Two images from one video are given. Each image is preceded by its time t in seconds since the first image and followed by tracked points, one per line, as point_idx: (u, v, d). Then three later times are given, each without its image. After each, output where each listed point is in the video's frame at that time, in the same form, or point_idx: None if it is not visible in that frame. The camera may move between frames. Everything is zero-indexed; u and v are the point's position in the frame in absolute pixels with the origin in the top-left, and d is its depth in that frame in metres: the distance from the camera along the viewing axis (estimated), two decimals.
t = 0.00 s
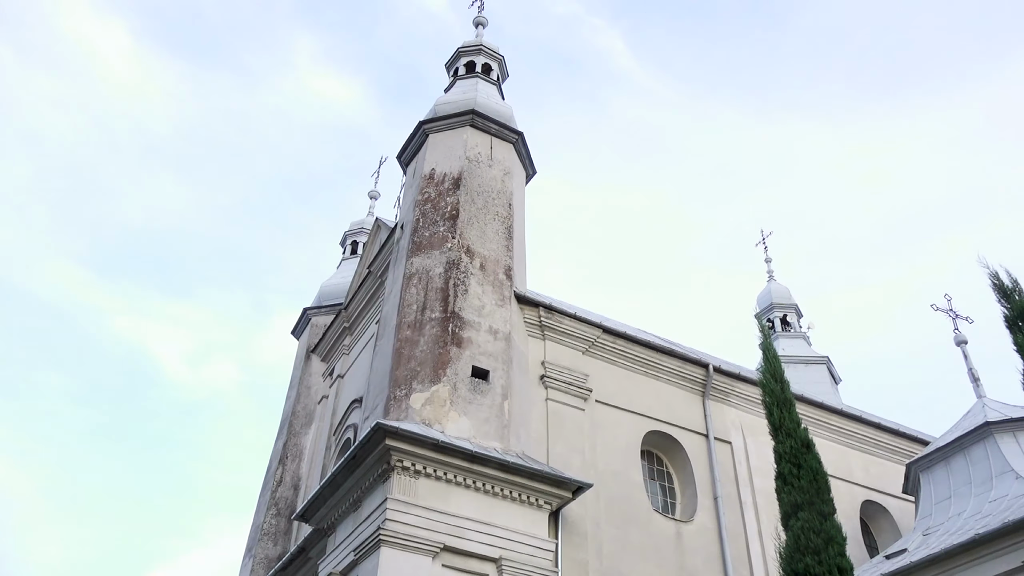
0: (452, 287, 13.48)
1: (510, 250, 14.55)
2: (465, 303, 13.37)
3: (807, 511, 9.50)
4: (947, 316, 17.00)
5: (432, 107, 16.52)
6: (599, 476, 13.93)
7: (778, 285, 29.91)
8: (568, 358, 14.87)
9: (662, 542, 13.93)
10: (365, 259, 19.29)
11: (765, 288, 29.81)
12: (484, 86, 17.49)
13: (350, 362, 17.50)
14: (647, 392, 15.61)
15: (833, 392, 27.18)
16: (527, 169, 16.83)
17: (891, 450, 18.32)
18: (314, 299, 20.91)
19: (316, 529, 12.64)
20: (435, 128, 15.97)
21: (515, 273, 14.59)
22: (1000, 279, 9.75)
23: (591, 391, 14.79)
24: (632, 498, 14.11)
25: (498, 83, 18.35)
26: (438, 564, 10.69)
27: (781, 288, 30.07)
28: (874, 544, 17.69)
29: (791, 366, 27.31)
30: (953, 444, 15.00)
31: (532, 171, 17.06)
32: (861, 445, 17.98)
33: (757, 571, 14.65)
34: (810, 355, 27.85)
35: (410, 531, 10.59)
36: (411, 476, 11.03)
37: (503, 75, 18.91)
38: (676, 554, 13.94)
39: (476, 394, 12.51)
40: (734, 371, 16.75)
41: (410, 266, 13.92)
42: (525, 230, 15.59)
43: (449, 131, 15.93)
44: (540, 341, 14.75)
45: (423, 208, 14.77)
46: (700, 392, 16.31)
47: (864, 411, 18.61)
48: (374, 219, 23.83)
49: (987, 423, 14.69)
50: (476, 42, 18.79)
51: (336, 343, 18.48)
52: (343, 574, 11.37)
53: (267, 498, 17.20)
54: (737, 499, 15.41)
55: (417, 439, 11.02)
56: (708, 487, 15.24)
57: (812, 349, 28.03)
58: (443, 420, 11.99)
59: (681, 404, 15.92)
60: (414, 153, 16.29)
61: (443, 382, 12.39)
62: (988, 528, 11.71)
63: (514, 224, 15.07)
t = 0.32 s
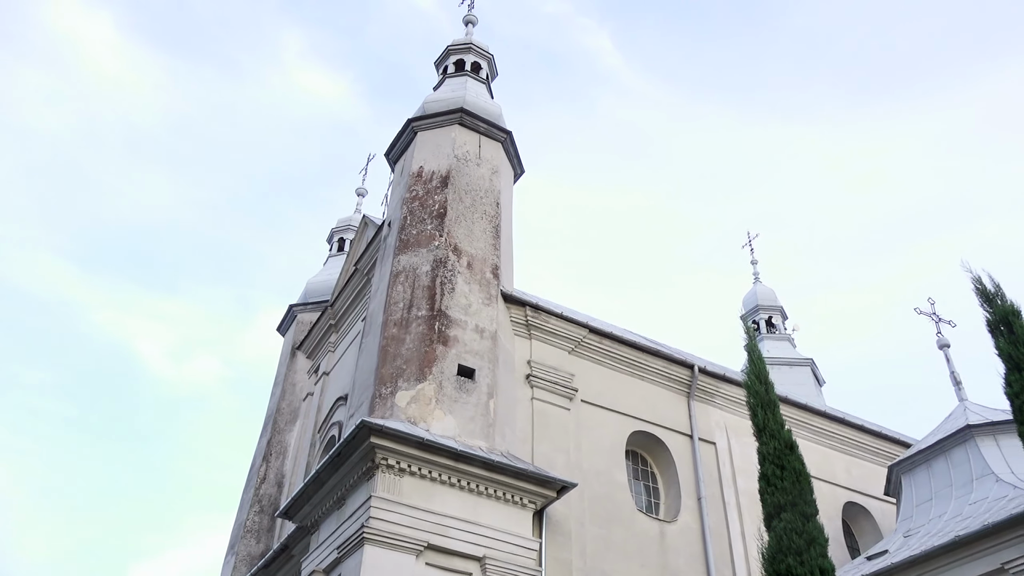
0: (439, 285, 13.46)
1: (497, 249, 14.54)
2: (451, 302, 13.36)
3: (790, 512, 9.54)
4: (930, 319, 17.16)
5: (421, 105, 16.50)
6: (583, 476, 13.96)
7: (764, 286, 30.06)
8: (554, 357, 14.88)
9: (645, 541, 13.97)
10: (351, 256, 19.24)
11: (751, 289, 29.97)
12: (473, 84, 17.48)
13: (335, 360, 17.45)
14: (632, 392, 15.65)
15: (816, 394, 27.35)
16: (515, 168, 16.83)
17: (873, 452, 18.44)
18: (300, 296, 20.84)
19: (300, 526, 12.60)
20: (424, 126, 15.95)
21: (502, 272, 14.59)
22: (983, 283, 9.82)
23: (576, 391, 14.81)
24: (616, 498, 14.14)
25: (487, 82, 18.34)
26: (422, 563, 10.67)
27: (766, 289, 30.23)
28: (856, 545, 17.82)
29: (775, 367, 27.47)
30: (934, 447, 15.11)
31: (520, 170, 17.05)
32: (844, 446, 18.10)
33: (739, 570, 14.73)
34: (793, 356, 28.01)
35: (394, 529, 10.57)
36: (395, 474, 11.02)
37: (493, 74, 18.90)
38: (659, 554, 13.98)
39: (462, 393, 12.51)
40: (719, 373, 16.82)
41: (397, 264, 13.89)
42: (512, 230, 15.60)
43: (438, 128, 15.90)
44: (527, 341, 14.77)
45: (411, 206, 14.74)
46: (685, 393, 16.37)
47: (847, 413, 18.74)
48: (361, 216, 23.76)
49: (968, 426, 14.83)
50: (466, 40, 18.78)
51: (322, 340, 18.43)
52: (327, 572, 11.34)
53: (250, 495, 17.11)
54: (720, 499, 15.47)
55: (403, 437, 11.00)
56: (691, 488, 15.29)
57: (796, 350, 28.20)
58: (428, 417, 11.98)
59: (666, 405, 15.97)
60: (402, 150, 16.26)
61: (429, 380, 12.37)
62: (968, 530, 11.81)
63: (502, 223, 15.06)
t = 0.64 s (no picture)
0: (425, 283, 13.44)
1: (483, 247, 14.54)
2: (437, 300, 13.35)
3: (771, 512, 9.60)
4: (912, 323, 17.27)
5: (409, 102, 16.46)
6: (567, 475, 13.98)
7: (749, 288, 30.22)
8: (539, 357, 14.90)
9: (628, 541, 14.01)
10: (337, 253, 19.18)
11: (736, 291, 30.13)
12: (462, 82, 17.46)
13: (320, 356, 17.39)
14: (617, 392, 15.69)
15: (799, 397, 27.52)
16: (503, 167, 16.83)
17: (855, 453, 18.57)
18: (285, 292, 20.75)
19: (282, 523, 12.56)
20: (412, 123, 15.92)
21: (488, 270, 14.59)
22: (965, 288, 9.91)
23: (561, 391, 14.83)
24: (599, 498, 14.16)
25: (476, 80, 18.33)
26: (405, 561, 10.66)
27: (751, 291, 30.39)
28: (837, 546, 17.92)
29: (759, 369, 27.60)
30: (915, 449, 15.24)
31: (508, 169, 17.05)
32: (825, 448, 18.21)
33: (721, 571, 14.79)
34: (776, 358, 28.17)
35: (377, 527, 10.55)
36: (379, 472, 11.00)
37: (481, 72, 18.89)
38: (642, 553, 14.02)
39: (447, 391, 12.50)
40: (703, 374, 16.89)
41: (383, 261, 13.86)
42: (499, 228, 15.60)
43: (426, 126, 15.88)
44: (512, 339, 14.78)
45: (398, 203, 14.71)
46: (669, 393, 16.42)
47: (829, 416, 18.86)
48: (348, 213, 23.69)
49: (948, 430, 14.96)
50: (455, 38, 18.75)
51: (307, 337, 18.36)
52: (309, 569, 11.30)
53: (233, 491, 17.02)
54: (703, 499, 15.53)
55: (387, 435, 10.99)
56: (674, 488, 15.34)
57: (780, 353, 28.35)
58: (413, 415, 11.96)
59: (650, 405, 16.03)
60: (390, 147, 16.23)
61: (413, 378, 12.36)
62: (948, 532, 11.91)
63: (489, 222, 15.06)
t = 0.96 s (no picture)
0: (410, 280, 13.42)
1: (469, 245, 14.53)
2: (422, 298, 13.33)
3: (751, 513, 9.65)
4: (891, 326, 17.37)
5: (396, 99, 16.42)
6: (549, 474, 14.00)
7: (732, 290, 30.37)
8: (522, 356, 14.91)
9: (608, 541, 14.04)
10: (321, 249, 19.10)
11: (720, 293, 30.26)
12: (450, 80, 17.44)
13: (303, 352, 17.32)
14: (600, 392, 15.73)
15: (780, 398, 27.68)
16: (489, 165, 16.82)
17: (834, 455, 18.70)
18: (269, 288, 20.65)
19: (262, 520, 12.50)
20: (398, 120, 15.88)
21: (473, 268, 14.59)
22: (945, 293, 10.00)
23: (544, 390, 14.84)
24: (581, 497, 14.19)
25: (463, 78, 18.31)
26: (385, 559, 10.64)
27: (734, 293, 30.54)
28: (816, 547, 18.04)
29: (741, 371, 27.75)
30: (893, 452, 15.37)
31: (494, 167, 17.04)
32: (805, 450, 18.33)
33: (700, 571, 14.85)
34: (759, 360, 28.32)
35: (358, 525, 10.52)
36: (360, 469, 10.97)
37: (469, 70, 18.87)
38: (622, 553, 14.06)
39: (430, 389, 12.48)
40: (686, 374, 16.96)
41: (368, 258, 13.82)
42: (484, 227, 15.59)
43: (413, 123, 15.85)
44: (496, 338, 14.79)
45: (384, 200, 14.67)
46: (652, 394, 16.48)
47: (810, 418, 18.99)
48: (333, 209, 23.60)
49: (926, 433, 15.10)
50: (443, 35, 18.72)
51: (290, 333, 18.27)
52: (289, 566, 11.25)
53: (213, 488, 16.91)
54: (684, 500, 15.59)
55: (369, 432, 10.97)
56: (656, 488, 15.39)
57: (763, 355, 28.51)
58: (395, 413, 11.94)
59: (633, 405, 16.07)
60: (376, 144, 16.18)
61: (397, 375, 12.33)
62: (925, 534, 12.03)
63: (474, 220, 15.05)
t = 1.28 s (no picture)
0: (393, 277, 13.39)
1: (453, 243, 14.51)
2: (404, 295, 13.30)
3: (730, 514, 9.70)
4: (871, 330, 17.56)
5: (382, 95, 16.37)
6: (529, 473, 14.01)
7: (714, 292, 30.53)
8: (504, 354, 14.91)
9: (587, 540, 14.06)
10: (304, 245, 19.01)
11: (702, 295, 30.42)
12: (436, 78, 17.40)
13: (284, 348, 17.25)
14: (581, 392, 15.76)
15: (760, 401, 27.85)
16: (474, 163, 16.80)
17: (813, 457, 18.84)
18: (251, 282, 20.54)
19: (240, 516, 12.44)
20: (384, 116, 15.83)
21: (456, 266, 14.57)
22: (924, 298, 10.09)
23: (525, 389, 14.85)
24: (560, 496, 14.21)
25: (450, 76, 18.28)
26: (364, 556, 10.60)
27: (717, 295, 30.70)
28: (793, 549, 18.15)
29: (722, 372, 27.90)
30: (871, 455, 15.50)
31: (479, 165, 17.02)
32: (784, 452, 18.46)
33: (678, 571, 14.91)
34: (740, 362, 28.48)
35: (337, 522, 10.49)
36: (340, 466, 10.94)
37: (456, 68, 18.84)
38: (601, 552, 14.09)
39: (412, 386, 12.45)
40: (667, 375, 17.03)
41: (351, 254, 13.78)
42: (468, 225, 15.57)
43: (398, 120, 15.81)
44: (478, 336, 14.78)
45: (368, 196, 14.62)
46: (633, 394, 16.52)
47: (789, 420, 19.12)
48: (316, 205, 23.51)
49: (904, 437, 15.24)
50: (430, 32, 18.69)
51: (271, 328, 18.18)
52: (267, 563, 11.20)
53: (191, 483, 16.80)
54: (663, 500, 15.65)
55: (349, 429, 10.93)
56: (635, 488, 15.44)
57: (744, 356, 28.67)
58: (376, 410, 11.91)
59: (614, 405, 16.12)
60: (361, 140, 16.13)
61: (378, 372, 12.30)
62: (900, 536, 12.15)
63: (459, 219, 15.03)
